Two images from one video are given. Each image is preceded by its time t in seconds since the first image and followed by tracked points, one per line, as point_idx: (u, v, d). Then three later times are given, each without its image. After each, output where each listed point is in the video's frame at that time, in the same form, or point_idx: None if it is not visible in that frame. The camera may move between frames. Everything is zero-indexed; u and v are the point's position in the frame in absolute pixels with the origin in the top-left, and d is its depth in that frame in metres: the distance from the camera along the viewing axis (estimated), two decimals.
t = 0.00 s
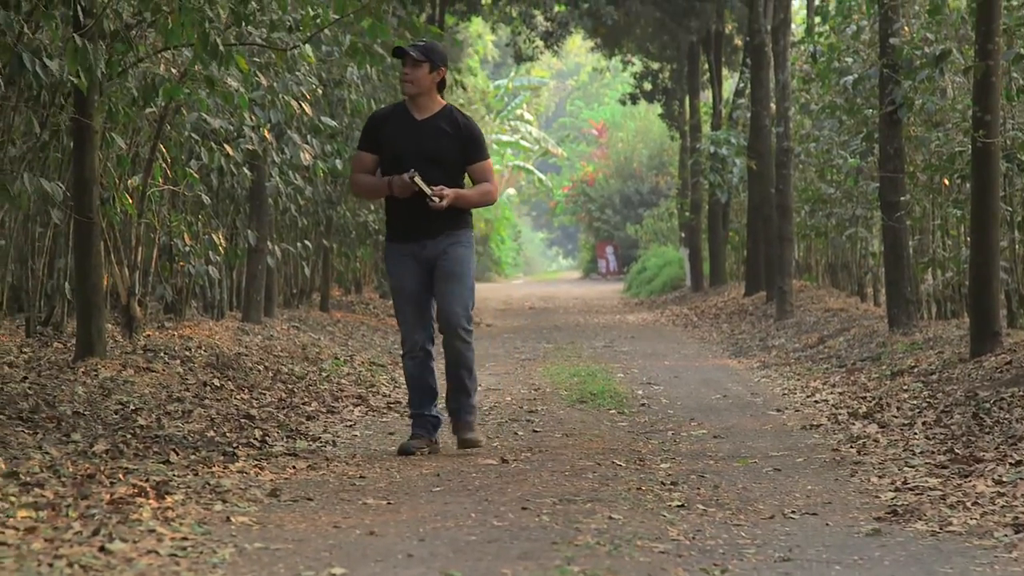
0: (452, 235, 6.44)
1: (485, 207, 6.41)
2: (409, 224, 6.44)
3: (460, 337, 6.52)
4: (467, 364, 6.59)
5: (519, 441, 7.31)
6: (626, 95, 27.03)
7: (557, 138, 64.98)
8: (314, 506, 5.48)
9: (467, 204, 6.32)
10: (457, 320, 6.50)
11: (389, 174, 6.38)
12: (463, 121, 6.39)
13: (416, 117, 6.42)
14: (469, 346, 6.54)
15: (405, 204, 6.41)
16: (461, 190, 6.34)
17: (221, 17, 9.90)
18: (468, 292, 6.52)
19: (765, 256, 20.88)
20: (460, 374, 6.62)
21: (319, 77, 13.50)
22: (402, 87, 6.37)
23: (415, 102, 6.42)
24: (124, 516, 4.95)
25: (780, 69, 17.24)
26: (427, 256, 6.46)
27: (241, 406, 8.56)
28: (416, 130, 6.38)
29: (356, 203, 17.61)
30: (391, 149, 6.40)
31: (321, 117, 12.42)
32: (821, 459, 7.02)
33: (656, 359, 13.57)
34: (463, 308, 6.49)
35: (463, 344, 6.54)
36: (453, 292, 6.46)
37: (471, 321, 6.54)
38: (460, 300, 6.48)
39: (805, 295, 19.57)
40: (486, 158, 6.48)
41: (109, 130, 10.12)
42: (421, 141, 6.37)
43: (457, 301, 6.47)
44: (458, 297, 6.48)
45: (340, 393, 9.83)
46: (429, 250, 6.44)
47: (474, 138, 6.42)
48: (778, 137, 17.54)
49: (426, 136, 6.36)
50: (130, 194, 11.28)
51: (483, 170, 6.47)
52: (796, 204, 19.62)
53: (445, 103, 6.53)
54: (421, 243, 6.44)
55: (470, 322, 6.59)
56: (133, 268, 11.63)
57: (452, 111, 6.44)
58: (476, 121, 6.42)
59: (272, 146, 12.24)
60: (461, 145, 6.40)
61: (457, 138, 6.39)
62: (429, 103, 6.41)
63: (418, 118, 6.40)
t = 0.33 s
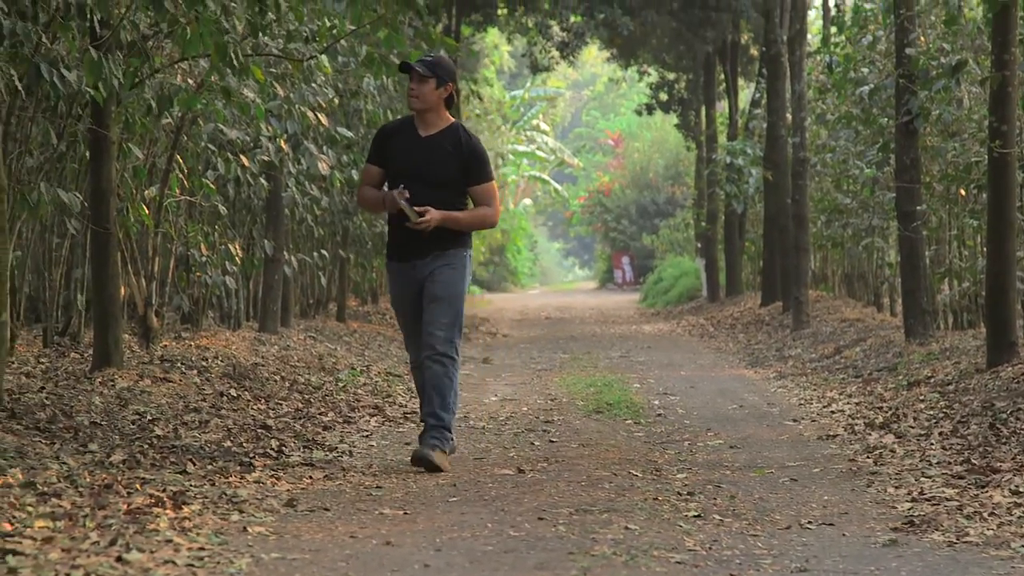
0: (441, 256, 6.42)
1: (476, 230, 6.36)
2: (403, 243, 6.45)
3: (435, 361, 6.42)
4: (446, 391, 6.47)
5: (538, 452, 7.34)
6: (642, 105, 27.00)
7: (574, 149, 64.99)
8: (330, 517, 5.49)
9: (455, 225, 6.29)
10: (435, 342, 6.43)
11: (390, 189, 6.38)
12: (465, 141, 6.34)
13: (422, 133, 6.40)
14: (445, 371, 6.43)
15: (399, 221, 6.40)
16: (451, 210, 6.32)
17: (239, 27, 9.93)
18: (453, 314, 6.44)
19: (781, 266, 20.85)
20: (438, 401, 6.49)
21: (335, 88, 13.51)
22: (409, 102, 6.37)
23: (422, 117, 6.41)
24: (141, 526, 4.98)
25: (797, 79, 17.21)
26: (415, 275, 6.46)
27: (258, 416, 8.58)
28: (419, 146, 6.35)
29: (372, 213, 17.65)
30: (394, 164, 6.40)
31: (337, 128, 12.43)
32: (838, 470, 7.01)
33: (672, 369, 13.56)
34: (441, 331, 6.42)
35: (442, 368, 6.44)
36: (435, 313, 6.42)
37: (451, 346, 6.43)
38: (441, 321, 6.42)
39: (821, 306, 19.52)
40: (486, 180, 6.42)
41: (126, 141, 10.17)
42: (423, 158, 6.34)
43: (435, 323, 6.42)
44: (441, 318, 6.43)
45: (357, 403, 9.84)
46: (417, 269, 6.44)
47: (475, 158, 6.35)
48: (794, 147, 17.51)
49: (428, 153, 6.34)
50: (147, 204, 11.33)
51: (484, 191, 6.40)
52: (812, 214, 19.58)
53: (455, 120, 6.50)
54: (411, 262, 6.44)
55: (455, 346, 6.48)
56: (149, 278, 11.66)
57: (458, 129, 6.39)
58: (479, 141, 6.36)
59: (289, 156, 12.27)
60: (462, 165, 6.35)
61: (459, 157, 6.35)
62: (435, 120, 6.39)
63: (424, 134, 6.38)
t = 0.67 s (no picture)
0: (449, 259, 6.36)
1: (476, 226, 6.25)
2: (411, 238, 6.39)
3: (459, 372, 6.42)
4: (470, 401, 6.47)
5: (567, 458, 7.37)
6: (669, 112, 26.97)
7: (601, 155, 64.98)
8: (359, 523, 5.53)
9: (449, 218, 6.19)
10: (455, 351, 6.41)
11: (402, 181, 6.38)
12: (475, 135, 6.27)
13: (438, 126, 6.37)
14: (468, 381, 6.42)
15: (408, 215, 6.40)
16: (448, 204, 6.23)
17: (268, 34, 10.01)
18: (468, 322, 6.43)
19: (809, 271, 20.79)
20: (462, 412, 6.50)
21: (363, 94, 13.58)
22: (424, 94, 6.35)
23: (440, 111, 6.37)
24: (171, 532, 5.03)
25: (824, 84, 17.18)
26: (428, 276, 6.38)
27: (286, 422, 8.64)
28: (431, 140, 6.34)
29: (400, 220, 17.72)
30: (408, 157, 6.39)
31: (365, 135, 12.49)
32: (867, 476, 7.00)
33: (700, 375, 13.55)
34: (461, 339, 6.41)
35: (464, 378, 6.43)
36: (455, 320, 6.40)
37: (468, 354, 6.41)
38: (459, 328, 6.41)
39: (850, 312, 19.48)
40: (496, 176, 6.28)
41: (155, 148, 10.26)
42: (434, 152, 6.32)
43: (457, 330, 6.40)
44: (457, 327, 6.41)
45: (384, 410, 9.87)
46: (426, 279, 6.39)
47: (485, 152, 6.26)
48: (822, 153, 17.46)
49: (439, 147, 6.31)
50: (176, 211, 11.42)
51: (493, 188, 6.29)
52: (841, 221, 19.52)
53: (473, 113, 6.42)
54: (418, 265, 6.38)
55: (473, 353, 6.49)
56: (179, 284, 11.75)
57: (471, 123, 6.32)
58: (489, 135, 6.26)
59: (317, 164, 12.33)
60: (470, 160, 6.28)
61: (468, 151, 6.28)
62: (450, 113, 6.34)
63: (438, 127, 6.35)
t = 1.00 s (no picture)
0: (460, 273, 6.43)
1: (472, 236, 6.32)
2: (416, 248, 6.48)
3: (486, 382, 6.52)
4: (500, 406, 6.57)
5: (606, 465, 7.39)
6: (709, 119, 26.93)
7: (641, 163, 64.90)
8: (398, 530, 5.57)
9: (441, 227, 6.26)
10: (478, 363, 6.50)
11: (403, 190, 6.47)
12: (473, 145, 6.34)
13: (439, 135, 6.45)
14: (496, 388, 6.52)
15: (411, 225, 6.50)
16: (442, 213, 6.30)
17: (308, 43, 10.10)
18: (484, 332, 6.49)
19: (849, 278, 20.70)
20: (494, 418, 6.59)
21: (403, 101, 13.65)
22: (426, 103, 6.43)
23: (442, 121, 6.45)
24: (210, 538, 5.09)
25: (864, 92, 17.11)
26: (440, 289, 6.45)
27: (326, 429, 8.70)
28: (432, 149, 6.41)
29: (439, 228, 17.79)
30: (410, 166, 6.47)
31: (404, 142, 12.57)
32: (907, 484, 6.98)
33: (739, 383, 13.52)
34: (482, 350, 6.50)
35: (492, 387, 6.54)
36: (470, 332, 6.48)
37: (492, 363, 6.50)
38: (478, 340, 6.49)
39: (891, 319, 19.36)
40: (491, 186, 6.33)
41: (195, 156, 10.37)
42: (434, 161, 6.40)
43: (475, 342, 6.48)
44: (474, 339, 6.49)
45: (424, 417, 9.91)
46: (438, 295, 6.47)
47: (482, 163, 6.33)
48: (862, 160, 17.39)
49: (439, 157, 6.39)
50: (216, 218, 11.52)
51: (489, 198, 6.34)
52: (881, 227, 19.41)
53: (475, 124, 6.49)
54: (428, 277, 6.45)
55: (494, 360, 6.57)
56: (219, 292, 11.86)
57: (470, 133, 6.39)
58: (487, 144, 6.32)
59: (356, 172, 12.40)
60: (468, 169, 6.35)
61: (467, 161, 6.35)
62: (451, 122, 6.42)
63: (439, 136, 6.43)
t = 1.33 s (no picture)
0: (444, 269, 6.38)
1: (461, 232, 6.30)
2: (402, 253, 6.46)
3: (464, 381, 6.38)
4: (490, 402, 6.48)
5: (646, 471, 7.40)
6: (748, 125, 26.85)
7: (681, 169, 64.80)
8: (439, 537, 5.62)
9: (432, 227, 6.25)
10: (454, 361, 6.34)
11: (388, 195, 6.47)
12: (454, 140, 6.35)
13: (418, 137, 6.47)
14: (476, 384, 6.39)
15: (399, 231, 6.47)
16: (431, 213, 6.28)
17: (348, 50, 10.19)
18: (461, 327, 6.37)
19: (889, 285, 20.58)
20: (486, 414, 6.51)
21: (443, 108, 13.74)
22: (402, 106, 6.46)
23: (419, 122, 6.48)
24: (251, 545, 5.16)
25: (905, 98, 17.03)
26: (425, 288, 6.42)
27: (365, 436, 8.77)
28: (413, 151, 6.43)
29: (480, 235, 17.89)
30: (392, 172, 6.48)
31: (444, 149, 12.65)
32: (948, 491, 6.96)
33: (780, 389, 13.48)
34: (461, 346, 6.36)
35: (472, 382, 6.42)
36: (450, 328, 6.36)
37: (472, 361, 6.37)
38: (455, 336, 6.36)
39: (932, 326, 19.25)
40: (477, 181, 6.33)
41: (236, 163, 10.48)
42: (416, 163, 6.41)
43: (453, 338, 6.35)
44: (448, 334, 6.37)
45: (465, 423, 9.97)
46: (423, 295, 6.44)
47: (465, 157, 6.34)
48: (902, 166, 17.31)
49: (421, 156, 6.40)
50: (258, 225, 11.63)
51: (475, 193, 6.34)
52: (922, 233, 19.31)
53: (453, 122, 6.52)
54: (414, 277, 6.44)
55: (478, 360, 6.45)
56: (259, 298, 11.98)
57: (449, 130, 6.41)
58: (468, 139, 6.34)
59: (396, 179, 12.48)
60: (452, 166, 6.36)
61: (449, 158, 6.36)
62: (429, 121, 6.44)
63: (419, 137, 6.45)
